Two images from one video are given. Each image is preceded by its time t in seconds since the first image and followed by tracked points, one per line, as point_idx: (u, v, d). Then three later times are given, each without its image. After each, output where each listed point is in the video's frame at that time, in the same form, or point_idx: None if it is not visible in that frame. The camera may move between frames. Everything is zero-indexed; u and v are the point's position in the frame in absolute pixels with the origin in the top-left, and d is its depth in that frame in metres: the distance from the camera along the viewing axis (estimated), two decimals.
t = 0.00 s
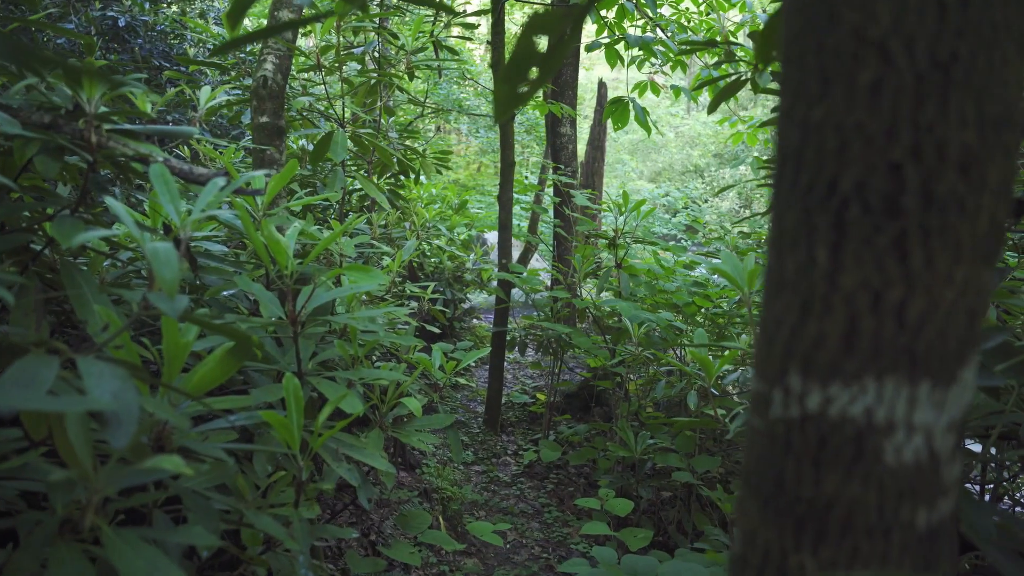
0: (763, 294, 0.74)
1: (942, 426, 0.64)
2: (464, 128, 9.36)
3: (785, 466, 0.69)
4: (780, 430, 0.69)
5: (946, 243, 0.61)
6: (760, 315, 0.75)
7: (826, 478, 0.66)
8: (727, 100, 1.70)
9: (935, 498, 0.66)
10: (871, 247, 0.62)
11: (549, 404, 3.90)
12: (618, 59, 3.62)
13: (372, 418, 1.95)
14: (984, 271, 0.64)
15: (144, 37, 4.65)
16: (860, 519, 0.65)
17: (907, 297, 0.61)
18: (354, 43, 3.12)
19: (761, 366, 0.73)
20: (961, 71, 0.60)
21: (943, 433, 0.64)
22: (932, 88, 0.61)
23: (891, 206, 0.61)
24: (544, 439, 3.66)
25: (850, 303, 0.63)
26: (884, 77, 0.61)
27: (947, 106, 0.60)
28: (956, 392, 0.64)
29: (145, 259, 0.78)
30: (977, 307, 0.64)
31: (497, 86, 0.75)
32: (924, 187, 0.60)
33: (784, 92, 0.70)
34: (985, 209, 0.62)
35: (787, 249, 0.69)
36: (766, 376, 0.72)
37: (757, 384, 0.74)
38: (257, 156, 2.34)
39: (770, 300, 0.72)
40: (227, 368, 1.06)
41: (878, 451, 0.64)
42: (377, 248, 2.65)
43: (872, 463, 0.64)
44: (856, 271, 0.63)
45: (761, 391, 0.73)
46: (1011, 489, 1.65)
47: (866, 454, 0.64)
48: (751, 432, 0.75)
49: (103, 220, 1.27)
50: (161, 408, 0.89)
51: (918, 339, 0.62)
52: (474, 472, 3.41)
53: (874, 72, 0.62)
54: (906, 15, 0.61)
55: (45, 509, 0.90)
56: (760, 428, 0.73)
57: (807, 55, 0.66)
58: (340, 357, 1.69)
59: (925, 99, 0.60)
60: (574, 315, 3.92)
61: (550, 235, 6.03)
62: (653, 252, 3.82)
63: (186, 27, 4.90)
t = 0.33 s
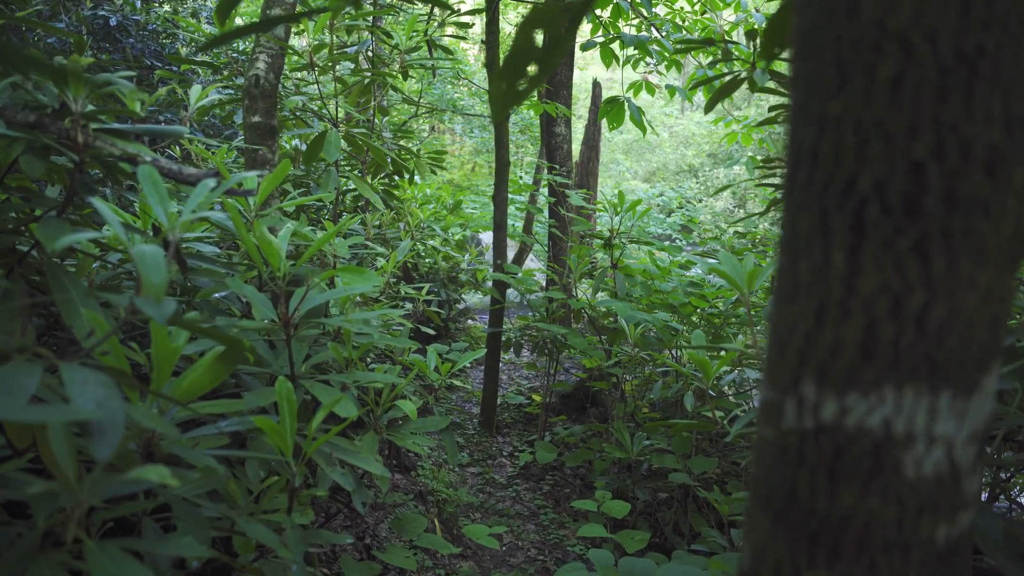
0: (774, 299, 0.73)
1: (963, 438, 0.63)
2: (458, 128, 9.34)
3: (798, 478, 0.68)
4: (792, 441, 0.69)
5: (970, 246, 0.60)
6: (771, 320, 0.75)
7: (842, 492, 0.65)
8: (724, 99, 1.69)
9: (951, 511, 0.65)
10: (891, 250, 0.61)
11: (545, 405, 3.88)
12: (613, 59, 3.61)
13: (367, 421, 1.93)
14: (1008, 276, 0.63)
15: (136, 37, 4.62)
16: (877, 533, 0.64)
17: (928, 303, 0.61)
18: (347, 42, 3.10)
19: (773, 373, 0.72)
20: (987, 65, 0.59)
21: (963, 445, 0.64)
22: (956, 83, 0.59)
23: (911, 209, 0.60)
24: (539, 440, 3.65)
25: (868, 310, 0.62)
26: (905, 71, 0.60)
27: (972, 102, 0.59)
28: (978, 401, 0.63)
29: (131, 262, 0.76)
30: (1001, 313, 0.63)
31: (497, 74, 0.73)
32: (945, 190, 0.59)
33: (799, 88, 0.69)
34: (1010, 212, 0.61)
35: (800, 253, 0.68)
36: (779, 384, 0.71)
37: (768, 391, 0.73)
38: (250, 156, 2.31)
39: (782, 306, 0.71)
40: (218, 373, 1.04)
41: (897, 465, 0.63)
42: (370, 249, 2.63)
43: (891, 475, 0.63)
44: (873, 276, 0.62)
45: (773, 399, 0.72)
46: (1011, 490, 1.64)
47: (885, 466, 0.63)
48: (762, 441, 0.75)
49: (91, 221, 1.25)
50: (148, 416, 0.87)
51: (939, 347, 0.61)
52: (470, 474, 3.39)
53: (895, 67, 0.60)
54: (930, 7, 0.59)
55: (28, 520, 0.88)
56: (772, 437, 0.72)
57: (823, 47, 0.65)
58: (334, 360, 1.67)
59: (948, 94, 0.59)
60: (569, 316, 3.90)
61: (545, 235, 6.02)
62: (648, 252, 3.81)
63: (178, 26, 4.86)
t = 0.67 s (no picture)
0: (790, 306, 0.72)
1: (991, 452, 0.62)
2: (454, 128, 9.30)
3: (816, 492, 0.67)
4: (810, 452, 0.67)
5: (1000, 251, 0.58)
6: (786, 327, 0.73)
7: (863, 508, 0.64)
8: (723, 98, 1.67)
9: (979, 527, 0.63)
10: (916, 254, 0.59)
11: (541, 407, 3.86)
12: (609, 58, 3.59)
13: (361, 424, 1.90)
14: None
15: (128, 36, 4.59)
16: (900, 550, 0.63)
17: (955, 309, 0.59)
18: (341, 41, 3.07)
19: (788, 382, 0.71)
20: (1020, 56, 0.57)
21: (991, 458, 0.62)
22: (988, 75, 0.57)
23: (938, 211, 0.58)
24: (536, 442, 3.63)
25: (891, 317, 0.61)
26: (933, 63, 0.58)
27: (1005, 95, 0.57)
28: (1006, 412, 0.61)
29: (115, 264, 0.73)
30: None
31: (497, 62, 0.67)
32: (975, 190, 0.58)
33: (817, 87, 0.68)
34: None
35: (817, 258, 0.66)
36: (795, 393, 0.69)
37: (784, 401, 0.72)
38: (242, 155, 2.28)
39: (798, 315, 0.70)
40: (208, 379, 1.01)
41: (922, 480, 0.62)
42: (365, 250, 2.60)
43: (914, 491, 0.62)
44: (897, 281, 0.60)
45: (789, 409, 0.70)
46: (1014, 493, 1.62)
47: (909, 480, 0.62)
48: (777, 454, 0.73)
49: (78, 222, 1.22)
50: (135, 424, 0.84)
51: (967, 355, 0.59)
52: (466, 476, 3.37)
53: (921, 59, 0.59)
54: None
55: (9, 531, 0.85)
56: (788, 450, 0.71)
57: (844, 41, 0.63)
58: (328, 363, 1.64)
59: (980, 88, 0.57)
60: (565, 316, 3.88)
61: (541, 235, 6.01)
62: (644, 252, 3.79)
63: (171, 25, 4.82)
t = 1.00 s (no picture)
0: (809, 312, 0.71)
1: None
2: (449, 128, 9.26)
3: (837, 508, 0.66)
4: (831, 463, 0.66)
5: None
6: (803, 334, 0.72)
7: (887, 526, 0.62)
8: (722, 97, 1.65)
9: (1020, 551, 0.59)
10: (945, 255, 0.58)
11: (537, 408, 3.84)
12: (605, 57, 3.57)
13: (356, 427, 1.87)
14: None
15: (121, 35, 4.55)
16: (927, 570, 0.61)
17: (987, 314, 0.57)
18: (335, 39, 3.03)
19: (807, 391, 0.70)
20: None
21: None
22: None
23: (968, 210, 0.57)
24: (532, 443, 3.60)
25: (918, 323, 0.60)
26: (966, 49, 0.56)
27: None
28: None
29: (96, 266, 0.70)
30: None
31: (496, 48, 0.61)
32: (1010, 189, 0.55)
33: (840, 77, 0.66)
34: None
35: (837, 264, 0.65)
36: (814, 403, 0.68)
37: (801, 411, 0.71)
38: (234, 154, 2.25)
39: (817, 322, 0.68)
40: (196, 383, 0.98)
41: (952, 496, 0.59)
42: (360, 250, 2.57)
43: (943, 510, 0.60)
44: (924, 284, 0.59)
45: (808, 418, 0.69)
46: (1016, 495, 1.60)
47: (936, 496, 0.60)
48: (794, 467, 0.72)
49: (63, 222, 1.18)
50: (118, 432, 0.81)
51: (1002, 362, 0.57)
52: (462, 477, 3.34)
53: (954, 47, 0.57)
54: None
55: None
56: (806, 463, 0.70)
57: (872, 28, 0.62)
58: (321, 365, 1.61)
59: (1019, 76, 0.55)
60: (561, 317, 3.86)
61: (537, 235, 5.99)
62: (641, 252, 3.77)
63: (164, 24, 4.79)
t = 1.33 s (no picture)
0: (839, 317, 0.65)
1: None
2: (446, 128, 9.24)
3: (871, 527, 0.61)
4: (864, 478, 0.61)
5: None
6: (832, 339, 0.67)
7: (926, 547, 0.58)
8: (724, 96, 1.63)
9: None
10: (993, 256, 0.53)
11: (535, 409, 3.82)
12: (604, 56, 3.55)
13: (354, 430, 1.85)
14: None
15: (116, 34, 4.52)
16: None
17: None
18: (332, 38, 3.01)
19: (836, 401, 0.64)
20: None
21: None
22: None
23: (1019, 206, 0.52)
24: (531, 445, 3.58)
25: (962, 329, 0.55)
26: (1017, 33, 0.52)
27: None
28: None
29: (85, 268, 0.68)
30: None
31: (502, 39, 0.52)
32: None
33: (874, 66, 0.62)
34: None
35: (873, 264, 0.60)
36: (845, 414, 0.63)
37: (830, 422, 0.65)
38: (230, 153, 2.22)
39: (850, 327, 0.63)
40: (190, 389, 0.95)
41: (996, 518, 0.54)
42: (358, 251, 2.55)
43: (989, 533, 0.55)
44: (970, 287, 0.54)
45: (837, 430, 0.64)
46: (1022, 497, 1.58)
47: (979, 516, 0.55)
48: (822, 482, 0.67)
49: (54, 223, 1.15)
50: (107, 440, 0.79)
51: None
52: (460, 479, 3.31)
53: (1004, 30, 0.52)
54: None
55: None
56: (835, 477, 0.65)
57: (913, 11, 0.57)
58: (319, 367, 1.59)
59: None
60: (560, 317, 3.84)
61: (536, 235, 5.98)
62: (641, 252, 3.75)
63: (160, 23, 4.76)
